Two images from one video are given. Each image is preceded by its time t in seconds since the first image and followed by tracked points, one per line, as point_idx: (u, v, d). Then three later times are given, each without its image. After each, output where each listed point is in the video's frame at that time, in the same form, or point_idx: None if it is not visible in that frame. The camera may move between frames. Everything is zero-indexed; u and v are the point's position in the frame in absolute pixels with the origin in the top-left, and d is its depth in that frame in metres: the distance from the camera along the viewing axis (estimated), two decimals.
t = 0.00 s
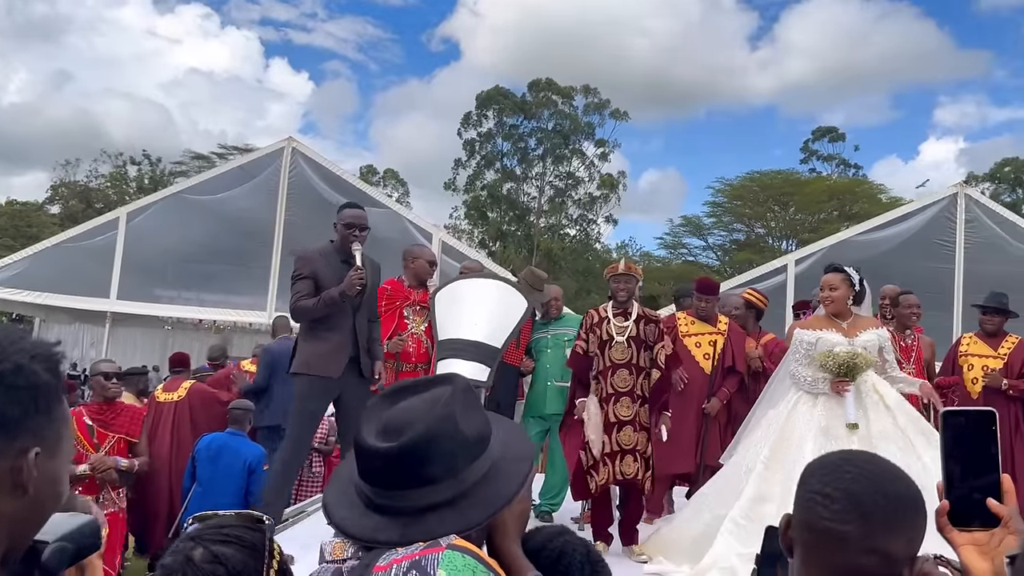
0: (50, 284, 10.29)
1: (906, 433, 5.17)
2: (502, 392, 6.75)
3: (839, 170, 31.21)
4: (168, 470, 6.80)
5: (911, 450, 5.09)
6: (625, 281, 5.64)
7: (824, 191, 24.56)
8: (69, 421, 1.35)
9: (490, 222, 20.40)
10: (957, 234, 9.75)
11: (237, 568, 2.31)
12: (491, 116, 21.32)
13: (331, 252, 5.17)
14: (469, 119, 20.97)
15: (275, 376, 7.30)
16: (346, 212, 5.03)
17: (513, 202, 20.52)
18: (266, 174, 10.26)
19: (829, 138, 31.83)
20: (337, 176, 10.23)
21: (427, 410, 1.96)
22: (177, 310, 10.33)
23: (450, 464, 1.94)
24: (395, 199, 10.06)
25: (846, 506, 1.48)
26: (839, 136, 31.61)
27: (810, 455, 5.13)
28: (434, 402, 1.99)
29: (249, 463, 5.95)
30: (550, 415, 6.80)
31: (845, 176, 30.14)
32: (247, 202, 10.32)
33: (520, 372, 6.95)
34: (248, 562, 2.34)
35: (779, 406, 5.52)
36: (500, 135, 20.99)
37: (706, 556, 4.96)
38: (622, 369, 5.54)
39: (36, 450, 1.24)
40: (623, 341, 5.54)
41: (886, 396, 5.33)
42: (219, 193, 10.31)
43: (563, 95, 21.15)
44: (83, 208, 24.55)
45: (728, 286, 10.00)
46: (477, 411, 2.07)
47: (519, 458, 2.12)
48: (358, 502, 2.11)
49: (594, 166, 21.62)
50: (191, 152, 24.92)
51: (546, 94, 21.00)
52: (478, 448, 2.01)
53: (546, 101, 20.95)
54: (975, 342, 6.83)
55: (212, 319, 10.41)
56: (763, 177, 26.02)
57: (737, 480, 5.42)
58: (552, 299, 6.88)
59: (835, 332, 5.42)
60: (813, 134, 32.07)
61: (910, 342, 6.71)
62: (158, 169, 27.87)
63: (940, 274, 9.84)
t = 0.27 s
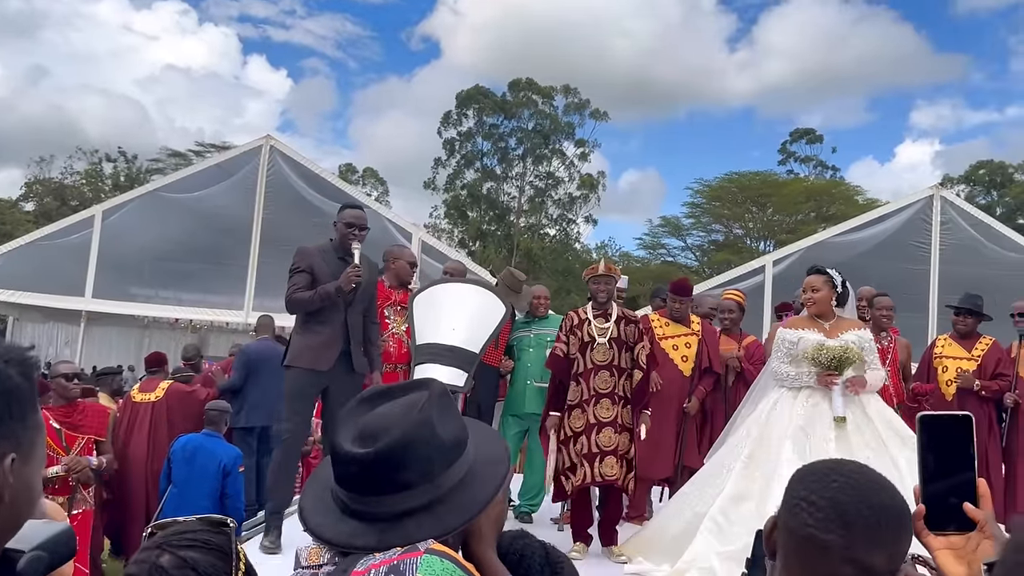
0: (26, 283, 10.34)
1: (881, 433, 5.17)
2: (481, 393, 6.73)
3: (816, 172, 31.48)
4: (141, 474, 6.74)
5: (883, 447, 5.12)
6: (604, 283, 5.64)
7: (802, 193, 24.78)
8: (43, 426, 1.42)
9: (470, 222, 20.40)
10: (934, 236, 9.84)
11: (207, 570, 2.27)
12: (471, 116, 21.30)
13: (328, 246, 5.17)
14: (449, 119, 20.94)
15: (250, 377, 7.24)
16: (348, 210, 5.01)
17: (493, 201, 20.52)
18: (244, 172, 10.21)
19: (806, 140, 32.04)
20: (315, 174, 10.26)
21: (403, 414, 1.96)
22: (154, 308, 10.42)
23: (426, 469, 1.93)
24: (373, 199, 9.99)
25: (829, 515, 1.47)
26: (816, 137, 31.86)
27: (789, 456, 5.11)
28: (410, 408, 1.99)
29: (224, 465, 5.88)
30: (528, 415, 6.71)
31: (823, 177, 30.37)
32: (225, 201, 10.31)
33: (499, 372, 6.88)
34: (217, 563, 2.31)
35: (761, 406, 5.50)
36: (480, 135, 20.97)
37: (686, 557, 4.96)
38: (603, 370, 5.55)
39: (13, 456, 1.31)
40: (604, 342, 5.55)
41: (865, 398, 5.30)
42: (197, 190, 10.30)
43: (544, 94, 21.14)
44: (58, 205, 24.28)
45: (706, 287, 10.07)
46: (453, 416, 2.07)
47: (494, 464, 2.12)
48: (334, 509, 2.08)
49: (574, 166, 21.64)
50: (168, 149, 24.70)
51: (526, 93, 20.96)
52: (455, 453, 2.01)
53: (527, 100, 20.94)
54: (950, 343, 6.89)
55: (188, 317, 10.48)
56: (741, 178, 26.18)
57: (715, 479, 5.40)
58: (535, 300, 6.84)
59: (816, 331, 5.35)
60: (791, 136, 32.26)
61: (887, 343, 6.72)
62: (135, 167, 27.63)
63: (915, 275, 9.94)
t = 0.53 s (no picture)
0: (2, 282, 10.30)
1: (850, 431, 5.23)
2: (464, 392, 6.69)
3: (796, 173, 31.73)
4: (120, 473, 6.68)
5: (852, 444, 5.18)
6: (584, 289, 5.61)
7: (782, 193, 24.97)
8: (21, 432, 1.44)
9: (452, 222, 20.40)
10: (911, 237, 9.94)
11: None
12: (453, 115, 21.29)
13: (310, 246, 5.16)
14: (430, 118, 20.91)
15: (229, 377, 7.17)
16: (327, 209, 5.00)
17: (475, 201, 20.53)
18: (223, 171, 10.37)
19: (786, 141, 32.21)
20: (297, 174, 10.38)
21: (388, 416, 1.94)
22: (134, 308, 10.53)
23: (411, 472, 1.92)
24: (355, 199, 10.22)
25: (812, 520, 1.48)
26: (796, 139, 32.02)
27: (762, 455, 5.13)
28: (394, 411, 1.96)
29: (202, 466, 5.83)
30: (510, 415, 6.68)
31: (803, 178, 30.58)
32: (204, 199, 10.46)
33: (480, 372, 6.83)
34: (196, 569, 2.33)
35: (732, 406, 5.53)
36: (462, 134, 20.97)
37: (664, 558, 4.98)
38: (587, 372, 5.53)
39: None
40: (587, 344, 5.54)
41: (832, 398, 5.35)
42: (176, 189, 10.39)
43: (526, 94, 21.14)
44: (35, 204, 24.01)
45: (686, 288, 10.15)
46: (438, 417, 2.06)
47: (478, 462, 2.11)
48: (320, 514, 2.07)
49: (557, 166, 21.66)
50: (147, 148, 24.47)
51: (508, 93, 20.95)
52: (438, 455, 1.99)
53: (509, 100, 20.94)
54: (928, 343, 6.96)
55: (167, 317, 10.59)
56: (722, 179, 26.31)
57: (690, 479, 5.39)
58: (521, 301, 6.74)
59: (787, 332, 5.42)
60: (771, 137, 32.43)
61: (869, 344, 6.70)
62: (112, 167, 27.40)
63: (893, 276, 10.04)
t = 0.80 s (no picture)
0: None
1: (820, 431, 5.28)
2: (448, 392, 6.66)
3: (779, 173, 31.92)
4: (101, 472, 6.62)
5: (822, 443, 5.23)
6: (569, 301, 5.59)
7: (765, 193, 25.11)
8: None
9: (437, 221, 20.36)
10: (893, 237, 10.01)
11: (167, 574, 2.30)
12: (438, 114, 21.25)
13: (283, 248, 5.17)
14: (415, 117, 20.86)
15: (210, 377, 7.16)
16: (297, 210, 5.00)
17: (460, 200, 20.50)
18: (206, 170, 10.35)
19: (769, 141, 32.34)
20: (280, 172, 10.38)
21: (372, 416, 1.91)
22: (115, 308, 10.46)
23: (395, 472, 1.89)
24: (338, 198, 10.32)
25: (788, 520, 1.50)
26: (779, 139, 32.14)
27: (734, 453, 5.16)
28: (378, 412, 1.93)
29: (182, 465, 5.79)
30: (494, 414, 6.68)
31: (786, 178, 30.75)
32: (187, 198, 10.41)
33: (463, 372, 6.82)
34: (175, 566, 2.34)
35: (704, 407, 5.57)
36: (447, 133, 20.94)
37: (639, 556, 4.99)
38: (569, 382, 5.54)
39: None
40: (570, 355, 5.54)
41: (802, 397, 5.40)
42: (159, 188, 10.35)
43: (511, 93, 21.13)
44: (14, 202, 23.70)
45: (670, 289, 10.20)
46: (422, 418, 2.04)
47: (461, 463, 2.10)
48: (303, 515, 2.02)
49: (542, 165, 21.67)
50: (129, 145, 24.24)
51: (493, 93, 20.93)
52: (422, 455, 1.97)
53: (494, 99, 20.93)
54: (908, 342, 6.99)
55: (149, 317, 10.53)
56: (705, 179, 26.40)
57: (664, 479, 5.41)
58: (507, 300, 6.72)
59: (759, 333, 5.48)
60: (755, 137, 32.55)
61: (854, 343, 6.78)
62: (92, 165, 27.13)
63: (875, 276, 10.12)
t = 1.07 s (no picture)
0: None
1: (798, 427, 5.33)
2: (433, 389, 6.66)
3: (766, 173, 32.09)
4: (84, 472, 6.57)
5: (801, 439, 5.26)
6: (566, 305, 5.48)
7: (751, 193, 25.24)
8: None
9: (425, 220, 20.34)
10: (878, 237, 10.07)
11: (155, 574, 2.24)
12: (426, 113, 21.23)
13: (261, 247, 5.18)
14: (403, 116, 20.83)
15: (194, 376, 7.12)
16: (272, 209, 5.01)
17: (448, 200, 20.48)
18: (193, 168, 10.25)
19: (755, 141, 32.48)
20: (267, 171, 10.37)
21: (350, 410, 1.90)
22: (100, 307, 10.41)
23: (372, 466, 1.87)
24: (326, 197, 10.32)
25: (764, 512, 1.51)
26: (765, 139, 32.27)
27: (713, 445, 5.19)
28: (357, 406, 1.92)
29: (166, 463, 5.77)
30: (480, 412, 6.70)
31: (773, 178, 30.90)
32: (172, 197, 10.38)
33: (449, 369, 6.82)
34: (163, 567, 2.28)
35: (686, 401, 5.59)
36: (435, 133, 20.93)
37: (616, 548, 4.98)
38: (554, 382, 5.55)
39: None
40: (558, 355, 5.53)
41: (781, 393, 5.44)
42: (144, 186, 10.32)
43: (499, 93, 21.14)
44: None
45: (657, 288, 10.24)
46: (400, 412, 2.02)
47: (440, 456, 2.09)
48: (280, 507, 2.00)
49: (529, 165, 21.70)
50: (114, 143, 24.06)
51: (481, 92, 20.92)
52: (400, 450, 1.96)
53: (482, 99, 20.93)
54: (890, 340, 7.06)
55: (134, 316, 10.49)
56: (693, 179, 26.48)
57: (644, 473, 5.42)
58: (495, 299, 6.74)
59: (739, 330, 5.55)
60: (742, 137, 32.61)
61: (842, 343, 6.78)
62: (78, 164, 26.96)
63: (859, 275, 10.20)
